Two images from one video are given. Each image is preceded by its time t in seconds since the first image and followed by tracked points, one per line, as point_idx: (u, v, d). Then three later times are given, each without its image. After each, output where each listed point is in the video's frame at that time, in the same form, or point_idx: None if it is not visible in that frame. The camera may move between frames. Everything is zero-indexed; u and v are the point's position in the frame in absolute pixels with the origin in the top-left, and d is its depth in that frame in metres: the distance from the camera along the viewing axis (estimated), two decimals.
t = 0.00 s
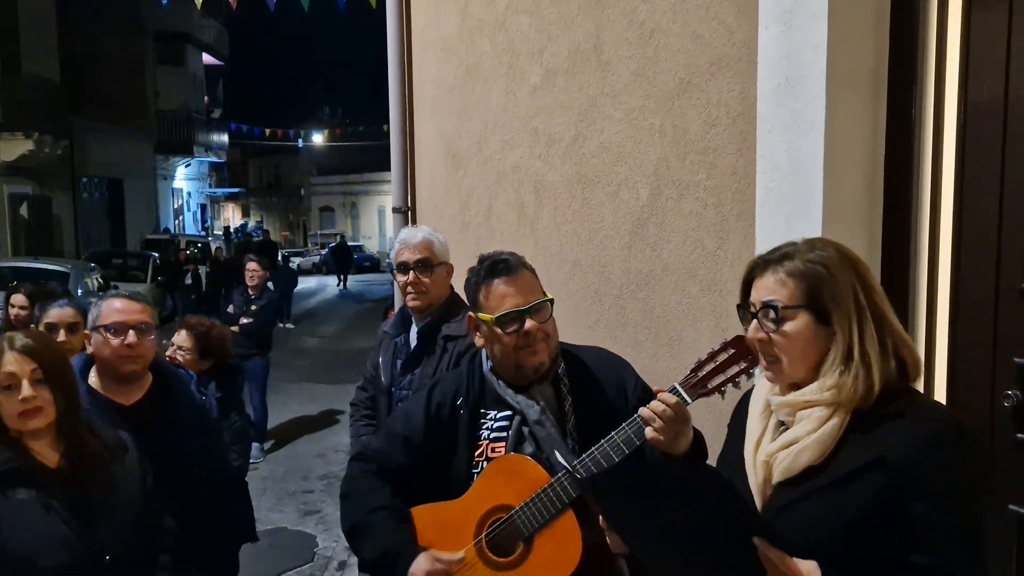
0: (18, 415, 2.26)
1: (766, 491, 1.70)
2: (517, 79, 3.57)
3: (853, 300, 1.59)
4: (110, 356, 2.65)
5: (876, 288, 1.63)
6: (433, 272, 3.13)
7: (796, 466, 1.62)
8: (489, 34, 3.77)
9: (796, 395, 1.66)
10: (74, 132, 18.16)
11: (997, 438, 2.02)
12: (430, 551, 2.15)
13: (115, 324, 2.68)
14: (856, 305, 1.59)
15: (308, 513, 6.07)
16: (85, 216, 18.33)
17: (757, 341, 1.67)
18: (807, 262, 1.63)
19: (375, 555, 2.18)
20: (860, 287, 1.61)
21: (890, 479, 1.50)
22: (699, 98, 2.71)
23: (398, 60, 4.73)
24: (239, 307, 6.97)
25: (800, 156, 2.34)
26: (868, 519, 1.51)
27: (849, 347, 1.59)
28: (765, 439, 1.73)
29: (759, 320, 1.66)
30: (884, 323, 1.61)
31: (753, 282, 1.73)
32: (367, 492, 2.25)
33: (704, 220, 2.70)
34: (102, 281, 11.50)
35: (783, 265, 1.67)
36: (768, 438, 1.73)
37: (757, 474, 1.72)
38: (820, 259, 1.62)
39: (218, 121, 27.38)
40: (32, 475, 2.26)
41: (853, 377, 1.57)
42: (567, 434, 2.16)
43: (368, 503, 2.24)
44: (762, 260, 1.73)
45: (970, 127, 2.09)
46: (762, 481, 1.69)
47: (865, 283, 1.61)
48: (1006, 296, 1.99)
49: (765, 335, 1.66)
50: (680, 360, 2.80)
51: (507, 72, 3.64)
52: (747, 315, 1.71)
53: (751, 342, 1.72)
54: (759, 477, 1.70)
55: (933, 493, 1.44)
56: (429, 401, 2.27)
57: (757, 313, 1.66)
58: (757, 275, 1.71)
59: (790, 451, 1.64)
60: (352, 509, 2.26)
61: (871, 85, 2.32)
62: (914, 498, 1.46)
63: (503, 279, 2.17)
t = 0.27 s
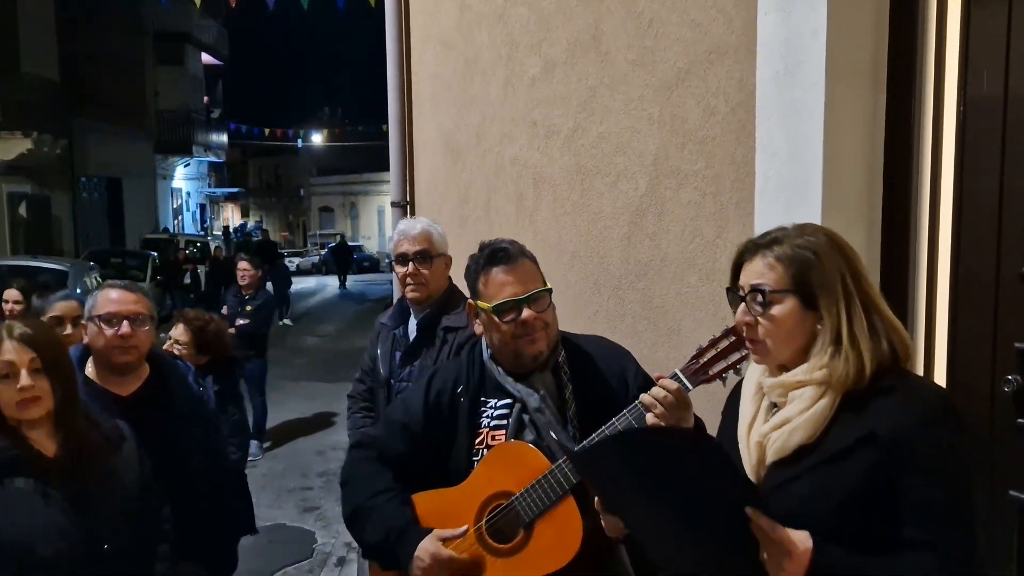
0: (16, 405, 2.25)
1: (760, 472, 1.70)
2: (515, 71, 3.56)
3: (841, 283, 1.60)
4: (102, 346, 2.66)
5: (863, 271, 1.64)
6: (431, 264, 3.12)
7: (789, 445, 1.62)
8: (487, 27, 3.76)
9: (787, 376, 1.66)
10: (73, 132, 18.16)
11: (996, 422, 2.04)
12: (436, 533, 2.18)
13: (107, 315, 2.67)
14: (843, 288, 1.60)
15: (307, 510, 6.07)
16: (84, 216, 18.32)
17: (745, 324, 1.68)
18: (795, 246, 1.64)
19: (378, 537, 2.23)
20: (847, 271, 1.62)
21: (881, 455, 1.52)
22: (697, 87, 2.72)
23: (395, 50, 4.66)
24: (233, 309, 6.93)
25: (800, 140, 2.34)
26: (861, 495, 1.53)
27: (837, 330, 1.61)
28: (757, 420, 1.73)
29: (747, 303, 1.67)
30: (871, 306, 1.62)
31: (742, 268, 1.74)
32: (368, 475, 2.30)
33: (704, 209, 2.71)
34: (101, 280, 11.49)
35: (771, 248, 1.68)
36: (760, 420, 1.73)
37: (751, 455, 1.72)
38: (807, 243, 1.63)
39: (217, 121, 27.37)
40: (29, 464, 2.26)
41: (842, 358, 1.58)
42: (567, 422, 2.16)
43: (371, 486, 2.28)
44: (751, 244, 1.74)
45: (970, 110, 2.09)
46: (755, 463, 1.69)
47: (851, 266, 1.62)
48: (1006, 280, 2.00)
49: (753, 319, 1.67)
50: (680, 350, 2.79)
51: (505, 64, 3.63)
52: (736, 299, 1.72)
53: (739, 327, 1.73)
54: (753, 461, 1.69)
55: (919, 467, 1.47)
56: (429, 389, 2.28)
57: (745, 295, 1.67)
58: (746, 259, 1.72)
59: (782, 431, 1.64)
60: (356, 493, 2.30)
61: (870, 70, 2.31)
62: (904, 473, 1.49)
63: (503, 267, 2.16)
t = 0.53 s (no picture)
0: (17, 382, 2.25)
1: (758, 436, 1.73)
2: (514, 58, 3.57)
3: (829, 252, 1.61)
4: (104, 328, 2.64)
5: (850, 240, 1.65)
6: (430, 247, 3.15)
7: (785, 409, 1.65)
8: (485, 14, 3.77)
9: (780, 343, 1.68)
10: (71, 130, 18.16)
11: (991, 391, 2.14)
12: (434, 517, 2.19)
13: (109, 295, 2.66)
14: (831, 257, 1.61)
15: (306, 502, 6.09)
16: (82, 214, 18.33)
17: (735, 294, 1.68)
18: (784, 217, 1.64)
19: (379, 519, 2.24)
20: (836, 240, 1.63)
21: (877, 417, 1.55)
22: (695, 67, 2.75)
23: (394, 40, 4.65)
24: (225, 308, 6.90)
25: (795, 115, 2.37)
26: (856, 456, 1.56)
27: (827, 298, 1.62)
28: (753, 386, 1.76)
29: (736, 274, 1.67)
30: (860, 273, 1.64)
31: (731, 239, 1.74)
32: (369, 455, 2.32)
33: (700, 188, 2.74)
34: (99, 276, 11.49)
35: (760, 220, 1.68)
36: (755, 386, 1.75)
37: (746, 421, 1.74)
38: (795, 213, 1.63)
39: (216, 121, 27.38)
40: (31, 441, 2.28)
41: (833, 323, 1.60)
42: (566, 397, 2.18)
43: (371, 464, 2.31)
44: (739, 215, 1.73)
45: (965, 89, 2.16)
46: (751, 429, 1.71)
47: (839, 235, 1.63)
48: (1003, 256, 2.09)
49: (744, 289, 1.66)
50: (676, 331, 2.83)
51: (503, 51, 3.64)
52: (725, 271, 1.72)
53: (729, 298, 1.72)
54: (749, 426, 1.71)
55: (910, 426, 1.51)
56: (430, 365, 2.30)
57: (734, 267, 1.67)
58: (735, 231, 1.72)
59: (778, 395, 1.66)
60: (359, 469, 2.32)
61: (866, 49, 2.37)
62: (898, 433, 1.52)
63: (497, 244, 2.17)
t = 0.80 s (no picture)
0: (21, 345, 2.27)
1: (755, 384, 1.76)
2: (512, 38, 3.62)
3: (825, 202, 1.65)
4: (106, 298, 2.68)
5: (846, 192, 1.69)
6: (427, 222, 3.24)
7: (782, 357, 1.68)
8: None
9: (778, 292, 1.71)
10: (68, 128, 18.17)
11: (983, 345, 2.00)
12: (431, 474, 2.23)
13: (113, 266, 2.69)
14: (826, 207, 1.65)
15: (305, 489, 6.11)
16: (79, 212, 18.33)
17: (732, 243, 1.72)
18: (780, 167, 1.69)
19: (377, 474, 2.27)
20: (832, 190, 1.67)
21: (872, 361, 1.58)
22: (692, 39, 2.87)
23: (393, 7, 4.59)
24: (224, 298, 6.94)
25: (789, 80, 2.47)
26: (850, 400, 1.60)
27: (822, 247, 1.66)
28: (751, 335, 1.79)
29: (734, 223, 1.71)
30: (855, 224, 1.67)
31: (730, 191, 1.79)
32: (367, 416, 2.34)
33: (695, 159, 2.89)
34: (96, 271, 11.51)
35: (758, 171, 1.72)
36: (753, 335, 1.78)
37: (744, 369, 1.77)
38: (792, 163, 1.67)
39: (213, 120, 27.40)
40: (35, 403, 2.28)
41: (829, 272, 1.63)
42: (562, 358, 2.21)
43: (371, 424, 2.33)
44: (738, 169, 1.78)
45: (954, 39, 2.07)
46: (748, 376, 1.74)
47: (834, 186, 1.67)
48: (993, 210, 1.96)
49: (741, 238, 1.71)
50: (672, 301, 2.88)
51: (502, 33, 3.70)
52: (724, 221, 1.76)
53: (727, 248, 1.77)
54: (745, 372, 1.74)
55: (905, 370, 1.54)
56: (427, 331, 2.32)
57: (733, 216, 1.71)
58: (734, 183, 1.76)
59: (776, 343, 1.69)
60: (355, 430, 2.35)
61: (860, 15, 2.39)
62: (892, 378, 1.56)
63: (493, 207, 2.19)
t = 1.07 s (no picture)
0: (25, 310, 2.31)
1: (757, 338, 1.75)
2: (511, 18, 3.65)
3: (831, 155, 1.64)
4: (109, 269, 2.69)
5: (853, 147, 1.68)
6: (425, 197, 3.30)
7: (785, 310, 1.67)
8: None
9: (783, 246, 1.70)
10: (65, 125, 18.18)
11: (976, 300, 2.03)
12: (436, 416, 2.26)
13: (116, 237, 2.70)
14: (832, 161, 1.64)
15: (304, 477, 6.13)
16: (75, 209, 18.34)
17: (737, 196, 1.73)
18: (787, 121, 1.68)
19: (382, 426, 2.31)
20: (838, 143, 1.66)
21: (873, 313, 1.57)
22: (692, 11, 2.97)
23: None
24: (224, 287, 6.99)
25: (784, 48, 2.51)
26: (850, 351, 1.59)
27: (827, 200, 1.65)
28: (755, 289, 1.78)
29: (740, 176, 1.72)
30: (861, 180, 1.65)
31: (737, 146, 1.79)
32: (368, 375, 2.39)
33: (694, 129, 3.00)
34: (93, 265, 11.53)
35: (765, 125, 1.72)
36: (757, 289, 1.77)
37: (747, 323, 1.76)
38: (799, 116, 1.67)
39: (209, 119, 27.41)
40: (40, 367, 2.31)
41: (832, 226, 1.62)
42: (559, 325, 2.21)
43: (373, 384, 2.37)
44: (747, 123, 1.78)
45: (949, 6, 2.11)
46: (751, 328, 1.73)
47: (841, 140, 1.66)
48: (985, 167, 2.00)
49: (746, 191, 1.71)
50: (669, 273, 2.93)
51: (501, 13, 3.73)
52: (731, 175, 1.77)
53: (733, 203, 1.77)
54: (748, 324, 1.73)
55: (906, 321, 1.52)
56: (426, 299, 2.35)
57: (739, 169, 1.72)
58: (742, 137, 1.77)
59: (779, 296, 1.68)
60: (357, 390, 2.39)
61: None
62: (893, 329, 1.54)
63: (490, 175, 2.21)
